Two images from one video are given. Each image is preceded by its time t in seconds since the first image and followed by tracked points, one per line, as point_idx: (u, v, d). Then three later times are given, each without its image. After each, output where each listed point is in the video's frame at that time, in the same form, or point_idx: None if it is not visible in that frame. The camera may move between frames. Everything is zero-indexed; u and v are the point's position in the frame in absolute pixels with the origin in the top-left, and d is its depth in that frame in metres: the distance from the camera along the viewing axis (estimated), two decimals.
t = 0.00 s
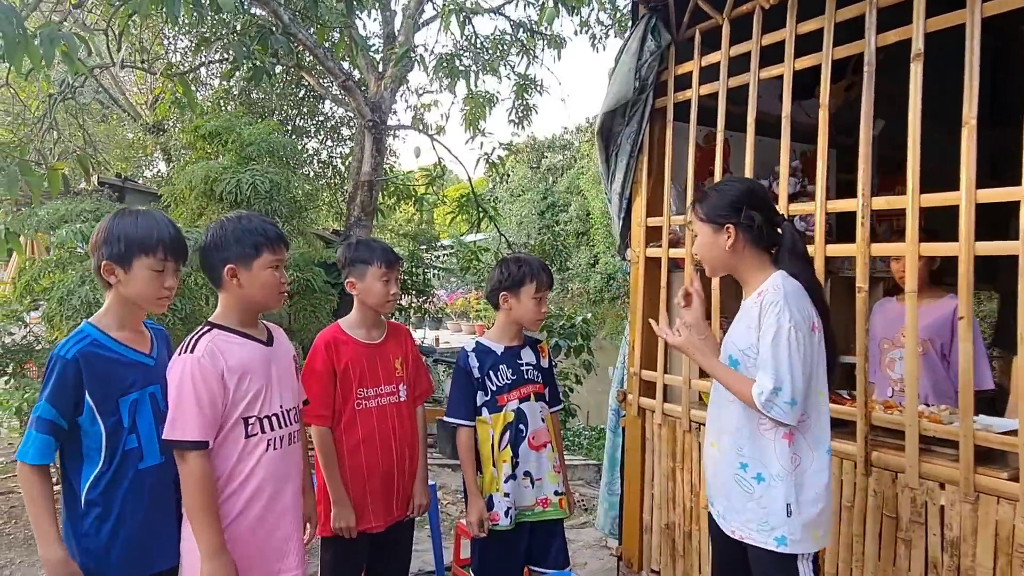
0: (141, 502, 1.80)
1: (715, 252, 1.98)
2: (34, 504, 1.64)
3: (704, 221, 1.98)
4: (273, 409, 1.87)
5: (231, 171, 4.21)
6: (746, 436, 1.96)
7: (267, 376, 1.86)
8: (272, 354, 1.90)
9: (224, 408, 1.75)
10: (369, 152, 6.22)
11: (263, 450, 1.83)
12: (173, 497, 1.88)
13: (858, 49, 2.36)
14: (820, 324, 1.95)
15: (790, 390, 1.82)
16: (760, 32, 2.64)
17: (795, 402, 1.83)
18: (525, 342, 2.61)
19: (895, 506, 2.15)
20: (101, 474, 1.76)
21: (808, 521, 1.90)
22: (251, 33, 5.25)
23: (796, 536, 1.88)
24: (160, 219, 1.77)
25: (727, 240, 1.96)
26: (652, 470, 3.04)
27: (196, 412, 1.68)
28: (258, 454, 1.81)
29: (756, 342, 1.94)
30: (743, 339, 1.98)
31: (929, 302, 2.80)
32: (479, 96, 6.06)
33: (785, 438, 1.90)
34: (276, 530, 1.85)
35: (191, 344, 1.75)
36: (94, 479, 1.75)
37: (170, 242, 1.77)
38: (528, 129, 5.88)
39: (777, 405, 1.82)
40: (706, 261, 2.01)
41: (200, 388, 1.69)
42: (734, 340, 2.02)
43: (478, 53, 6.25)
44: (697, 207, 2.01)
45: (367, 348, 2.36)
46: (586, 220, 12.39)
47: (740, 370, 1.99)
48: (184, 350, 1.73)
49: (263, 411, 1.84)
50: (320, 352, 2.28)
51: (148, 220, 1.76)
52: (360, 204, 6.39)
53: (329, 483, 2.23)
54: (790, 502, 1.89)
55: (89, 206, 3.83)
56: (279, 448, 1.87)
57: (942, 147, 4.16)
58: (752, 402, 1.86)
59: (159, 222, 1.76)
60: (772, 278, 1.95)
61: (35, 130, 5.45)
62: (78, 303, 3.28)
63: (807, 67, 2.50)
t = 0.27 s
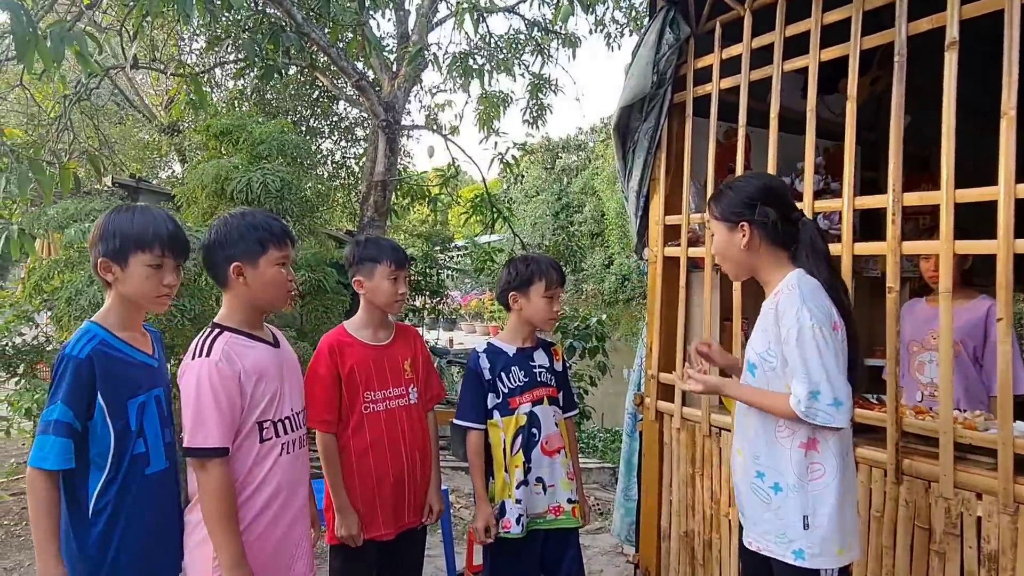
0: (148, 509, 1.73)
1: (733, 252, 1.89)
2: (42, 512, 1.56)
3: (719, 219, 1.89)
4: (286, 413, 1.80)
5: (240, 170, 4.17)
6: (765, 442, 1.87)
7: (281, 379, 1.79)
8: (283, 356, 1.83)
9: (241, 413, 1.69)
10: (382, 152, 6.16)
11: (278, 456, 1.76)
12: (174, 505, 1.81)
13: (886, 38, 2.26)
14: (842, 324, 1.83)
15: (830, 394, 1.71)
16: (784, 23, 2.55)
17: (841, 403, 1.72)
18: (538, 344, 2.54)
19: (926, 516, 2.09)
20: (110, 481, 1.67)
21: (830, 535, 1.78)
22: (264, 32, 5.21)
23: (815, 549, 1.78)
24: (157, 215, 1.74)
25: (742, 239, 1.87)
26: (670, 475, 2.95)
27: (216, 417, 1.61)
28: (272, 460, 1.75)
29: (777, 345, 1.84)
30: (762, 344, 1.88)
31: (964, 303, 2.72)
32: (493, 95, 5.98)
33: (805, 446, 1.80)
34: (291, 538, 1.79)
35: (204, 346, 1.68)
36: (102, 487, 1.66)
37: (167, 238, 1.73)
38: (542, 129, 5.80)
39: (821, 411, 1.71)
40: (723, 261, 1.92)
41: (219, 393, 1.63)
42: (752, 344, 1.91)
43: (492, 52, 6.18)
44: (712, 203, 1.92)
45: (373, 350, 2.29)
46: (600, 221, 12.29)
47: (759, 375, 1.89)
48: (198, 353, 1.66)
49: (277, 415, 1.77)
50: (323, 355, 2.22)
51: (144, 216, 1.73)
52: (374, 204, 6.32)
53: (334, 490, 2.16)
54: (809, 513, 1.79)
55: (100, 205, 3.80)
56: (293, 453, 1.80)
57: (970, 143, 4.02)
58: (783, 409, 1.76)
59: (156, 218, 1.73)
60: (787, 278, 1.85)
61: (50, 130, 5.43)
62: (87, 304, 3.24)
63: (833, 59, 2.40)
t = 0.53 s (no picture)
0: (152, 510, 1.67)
1: (760, 241, 1.82)
2: (41, 512, 1.50)
3: (748, 207, 1.82)
4: (290, 409, 1.75)
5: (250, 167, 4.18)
6: (777, 440, 1.79)
7: (284, 374, 1.74)
8: (286, 351, 1.78)
9: (245, 409, 1.64)
10: (394, 151, 6.11)
11: (282, 454, 1.71)
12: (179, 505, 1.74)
13: (912, 25, 2.17)
14: (865, 322, 1.73)
15: (844, 396, 1.64)
16: (804, 10, 2.46)
17: (855, 406, 1.64)
18: (549, 341, 2.48)
19: (957, 522, 2.00)
20: (111, 480, 1.61)
21: (840, 542, 1.70)
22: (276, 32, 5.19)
23: (823, 556, 1.70)
24: (156, 207, 1.71)
25: (771, 228, 1.80)
26: (687, 477, 2.88)
27: (223, 414, 1.56)
28: (276, 458, 1.70)
29: (796, 340, 1.76)
30: (779, 340, 1.80)
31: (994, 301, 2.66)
32: (506, 94, 5.93)
33: (820, 449, 1.71)
34: (295, 538, 1.74)
35: (207, 342, 1.63)
36: (103, 487, 1.60)
37: (166, 230, 1.69)
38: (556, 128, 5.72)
39: (833, 414, 1.65)
40: (748, 251, 1.85)
41: (224, 389, 1.58)
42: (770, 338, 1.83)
43: (506, 51, 6.11)
44: (741, 191, 1.84)
45: (381, 347, 2.24)
46: (615, 221, 12.19)
47: (775, 372, 1.81)
48: (200, 348, 1.61)
49: (280, 412, 1.72)
50: (330, 353, 2.16)
51: (143, 208, 1.69)
52: (386, 204, 6.26)
53: (341, 490, 2.11)
54: (819, 518, 1.71)
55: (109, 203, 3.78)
56: (297, 450, 1.76)
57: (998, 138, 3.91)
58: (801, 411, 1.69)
59: (155, 210, 1.69)
60: (812, 272, 1.77)
61: (64, 130, 5.43)
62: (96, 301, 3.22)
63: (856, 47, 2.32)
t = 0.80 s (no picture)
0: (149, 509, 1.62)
1: (783, 231, 1.75)
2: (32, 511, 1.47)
3: (774, 194, 1.73)
4: (288, 407, 1.71)
5: (258, 163, 4.23)
6: (792, 441, 1.72)
7: (282, 371, 1.70)
8: (287, 347, 1.74)
9: (239, 406, 1.59)
10: (406, 150, 6.05)
11: (279, 452, 1.67)
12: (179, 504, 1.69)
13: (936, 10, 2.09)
14: (889, 319, 1.66)
15: (859, 393, 1.57)
16: None
17: (868, 406, 1.58)
18: (558, 338, 2.42)
19: (983, 527, 1.93)
20: (105, 478, 1.57)
21: (861, 547, 1.63)
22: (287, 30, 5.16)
23: (843, 561, 1.63)
24: (153, 200, 1.66)
25: (798, 217, 1.72)
26: (700, 479, 2.81)
27: (214, 409, 1.52)
28: (271, 456, 1.65)
29: (815, 335, 1.69)
30: (796, 336, 1.73)
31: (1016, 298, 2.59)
32: (519, 93, 5.86)
33: (838, 449, 1.65)
34: (292, 539, 1.68)
35: (203, 336, 1.59)
36: (97, 484, 1.56)
37: (163, 223, 1.65)
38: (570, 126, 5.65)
39: (845, 411, 1.58)
40: (768, 241, 1.78)
41: (217, 384, 1.53)
42: (786, 333, 1.77)
43: (520, 48, 6.04)
44: (767, 177, 1.76)
45: (385, 343, 2.19)
46: (629, 222, 12.09)
47: (790, 367, 1.74)
48: (195, 341, 1.57)
49: (277, 409, 1.67)
50: (334, 349, 2.12)
51: (139, 200, 1.65)
52: (399, 203, 6.21)
53: (345, 489, 2.06)
54: (839, 523, 1.64)
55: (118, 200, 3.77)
56: (294, 450, 1.71)
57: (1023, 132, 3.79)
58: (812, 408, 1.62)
59: (151, 202, 1.65)
60: (835, 264, 1.70)
61: (77, 130, 5.43)
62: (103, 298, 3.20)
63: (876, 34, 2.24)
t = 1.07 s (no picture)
0: (147, 511, 1.58)
1: (801, 226, 1.68)
2: (24, 514, 1.45)
3: (794, 187, 1.66)
4: (287, 409, 1.66)
5: (267, 163, 4.35)
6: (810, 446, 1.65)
7: (282, 372, 1.65)
8: (289, 347, 1.70)
9: (233, 406, 1.55)
10: (419, 150, 6.01)
11: (273, 456, 1.62)
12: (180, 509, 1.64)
13: None
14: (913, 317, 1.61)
15: (876, 398, 1.51)
16: None
17: (885, 410, 1.52)
18: (564, 338, 2.39)
19: (1008, 535, 1.86)
20: (102, 480, 1.54)
21: (887, 556, 1.57)
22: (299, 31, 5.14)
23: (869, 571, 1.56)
24: (153, 196, 1.63)
25: (817, 212, 1.65)
26: (714, 482, 2.74)
27: (205, 409, 1.48)
28: (266, 458, 1.61)
29: (835, 335, 1.63)
30: (814, 334, 1.67)
31: None
32: (533, 93, 5.81)
33: (860, 454, 1.58)
34: (284, 545, 1.63)
35: (200, 332, 1.56)
36: (93, 487, 1.53)
37: (163, 220, 1.61)
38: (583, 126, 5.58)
39: (860, 414, 1.52)
40: (782, 237, 1.71)
41: (209, 382, 1.50)
42: (803, 332, 1.71)
43: (534, 47, 5.98)
44: (786, 170, 1.69)
45: (384, 343, 2.16)
46: (643, 223, 12.01)
47: (807, 367, 1.68)
48: (191, 338, 1.54)
49: (275, 411, 1.64)
50: (332, 349, 2.09)
51: (138, 197, 1.61)
52: (411, 203, 6.17)
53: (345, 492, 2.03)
54: (864, 531, 1.57)
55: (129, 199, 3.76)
56: (290, 453, 1.66)
57: None
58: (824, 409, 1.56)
59: (151, 199, 1.62)
60: (855, 262, 1.64)
61: (91, 130, 5.44)
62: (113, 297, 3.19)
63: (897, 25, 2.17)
